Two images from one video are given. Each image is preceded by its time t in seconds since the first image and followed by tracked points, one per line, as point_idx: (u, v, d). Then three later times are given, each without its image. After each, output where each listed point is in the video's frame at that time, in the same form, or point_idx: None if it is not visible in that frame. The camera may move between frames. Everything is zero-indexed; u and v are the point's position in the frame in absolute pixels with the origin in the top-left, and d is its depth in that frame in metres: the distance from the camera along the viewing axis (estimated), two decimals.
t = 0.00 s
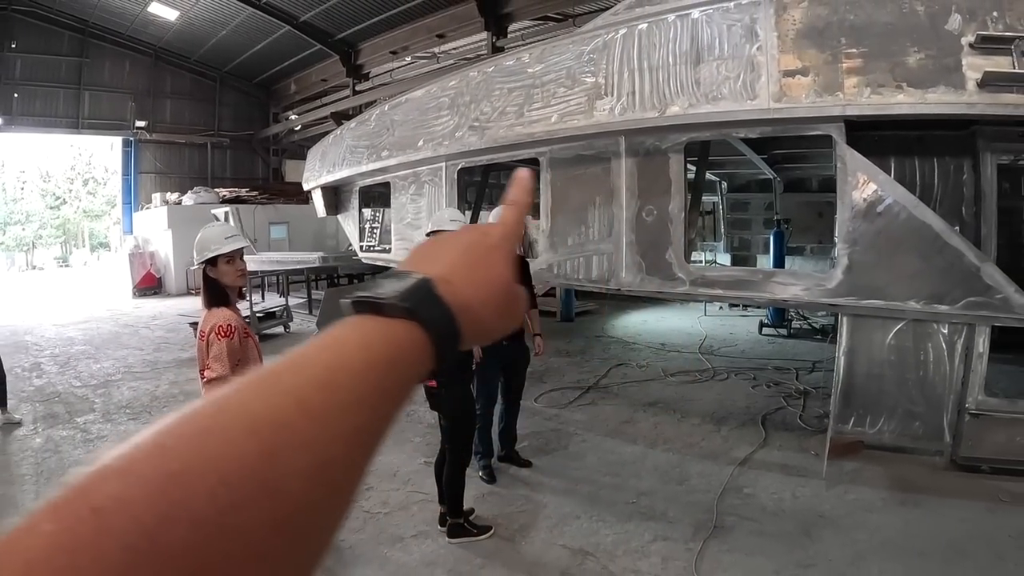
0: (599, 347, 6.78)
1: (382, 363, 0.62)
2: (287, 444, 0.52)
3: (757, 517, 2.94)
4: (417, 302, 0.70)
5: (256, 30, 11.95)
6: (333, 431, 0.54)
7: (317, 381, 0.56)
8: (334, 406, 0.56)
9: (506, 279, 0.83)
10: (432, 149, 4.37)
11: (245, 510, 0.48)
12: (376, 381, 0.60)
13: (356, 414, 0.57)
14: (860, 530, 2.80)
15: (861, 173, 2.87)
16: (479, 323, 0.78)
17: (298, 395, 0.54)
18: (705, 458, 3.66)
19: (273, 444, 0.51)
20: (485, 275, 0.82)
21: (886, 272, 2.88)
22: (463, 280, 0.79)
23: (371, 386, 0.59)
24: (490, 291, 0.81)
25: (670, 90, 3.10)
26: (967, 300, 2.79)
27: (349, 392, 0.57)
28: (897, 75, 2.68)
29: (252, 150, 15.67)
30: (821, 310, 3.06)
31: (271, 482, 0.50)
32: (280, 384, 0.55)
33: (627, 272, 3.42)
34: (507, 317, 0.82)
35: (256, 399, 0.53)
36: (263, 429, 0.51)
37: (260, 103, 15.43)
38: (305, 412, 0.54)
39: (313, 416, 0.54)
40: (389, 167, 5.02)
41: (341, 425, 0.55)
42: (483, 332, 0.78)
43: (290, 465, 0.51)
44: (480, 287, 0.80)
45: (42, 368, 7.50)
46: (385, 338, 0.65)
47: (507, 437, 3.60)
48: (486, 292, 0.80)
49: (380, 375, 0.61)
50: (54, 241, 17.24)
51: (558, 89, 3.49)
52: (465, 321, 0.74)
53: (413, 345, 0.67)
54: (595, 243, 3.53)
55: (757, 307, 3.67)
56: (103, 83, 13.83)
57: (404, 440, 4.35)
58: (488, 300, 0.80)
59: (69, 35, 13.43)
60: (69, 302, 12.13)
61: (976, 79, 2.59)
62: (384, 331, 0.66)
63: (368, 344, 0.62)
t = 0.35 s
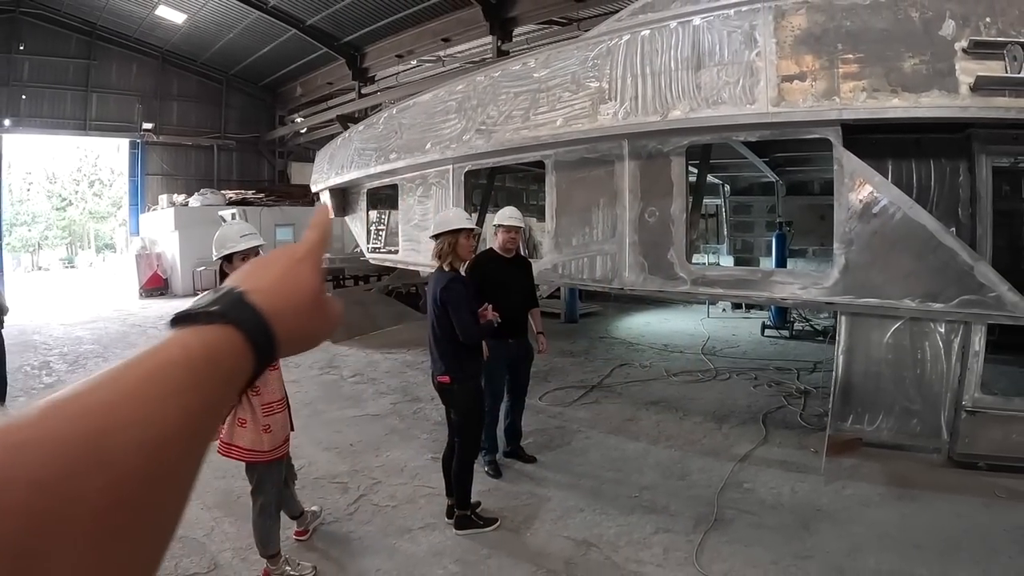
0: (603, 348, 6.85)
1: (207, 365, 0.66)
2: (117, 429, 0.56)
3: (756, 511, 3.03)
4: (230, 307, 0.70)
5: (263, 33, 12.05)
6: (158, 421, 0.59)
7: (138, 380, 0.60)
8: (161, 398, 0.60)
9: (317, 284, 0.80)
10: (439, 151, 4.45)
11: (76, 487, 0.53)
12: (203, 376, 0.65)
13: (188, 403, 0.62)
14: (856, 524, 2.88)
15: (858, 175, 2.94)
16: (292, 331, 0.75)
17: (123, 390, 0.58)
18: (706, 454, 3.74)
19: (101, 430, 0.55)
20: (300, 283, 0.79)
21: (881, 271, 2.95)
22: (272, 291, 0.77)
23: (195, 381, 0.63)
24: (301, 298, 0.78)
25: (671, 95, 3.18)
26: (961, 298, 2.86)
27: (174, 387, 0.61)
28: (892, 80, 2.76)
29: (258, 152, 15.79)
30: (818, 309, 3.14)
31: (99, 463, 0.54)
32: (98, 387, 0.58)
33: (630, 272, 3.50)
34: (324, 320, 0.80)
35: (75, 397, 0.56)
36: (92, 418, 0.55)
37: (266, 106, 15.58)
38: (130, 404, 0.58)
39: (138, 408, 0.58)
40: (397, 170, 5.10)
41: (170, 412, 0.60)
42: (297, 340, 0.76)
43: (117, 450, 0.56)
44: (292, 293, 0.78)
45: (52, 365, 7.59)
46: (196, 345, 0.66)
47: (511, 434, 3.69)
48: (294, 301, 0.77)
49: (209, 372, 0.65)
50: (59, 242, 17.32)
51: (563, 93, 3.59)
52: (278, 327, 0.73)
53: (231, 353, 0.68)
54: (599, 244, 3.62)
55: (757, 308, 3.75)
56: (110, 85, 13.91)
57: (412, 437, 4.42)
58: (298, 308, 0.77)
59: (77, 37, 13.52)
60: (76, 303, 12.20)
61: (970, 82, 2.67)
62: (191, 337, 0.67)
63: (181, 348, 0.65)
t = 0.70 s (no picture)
0: (610, 349, 6.88)
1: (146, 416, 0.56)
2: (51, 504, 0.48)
3: (763, 510, 3.06)
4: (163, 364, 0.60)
5: (270, 34, 12.10)
6: (92, 490, 0.50)
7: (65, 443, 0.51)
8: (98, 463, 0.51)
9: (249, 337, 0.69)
10: (449, 153, 4.49)
11: None
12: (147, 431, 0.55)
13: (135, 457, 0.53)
14: (862, 523, 2.91)
15: (864, 178, 2.98)
16: (228, 392, 0.65)
17: (46, 461, 0.49)
18: (713, 454, 3.78)
19: (23, 512, 0.47)
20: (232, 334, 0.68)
21: (887, 273, 2.98)
22: (202, 347, 0.66)
23: (136, 439, 0.54)
24: (234, 353, 0.67)
25: (680, 98, 3.22)
26: (966, 300, 2.89)
27: (112, 446, 0.52)
28: (898, 84, 2.78)
29: (264, 152, 15.85)
30: (825, 311, 3.17)
31: (27, 552, 0.47)
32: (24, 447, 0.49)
33: (639, 273, 3.53)
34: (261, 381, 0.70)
35: None
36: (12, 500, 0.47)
37: (272, 107, 15.66)
38: (59, 475, 0.49)
39: (71, 477, 0.50)
40: (406, 171, 5.14)
41: (108, 476, 0.51)
42: (234, 401, 0.66)
43: (44, 532, 0.47)
44: (223, 349, 0.67)
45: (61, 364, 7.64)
46: (128, 411, 0.56)
47: (520, 433, 3.74)
48: (225, 356, 0.66)
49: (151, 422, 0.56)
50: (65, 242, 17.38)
51: (572, 96, 3.63)
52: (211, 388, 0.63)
53: (168, 416, 0.58)
54: (608, 246, 3.66)
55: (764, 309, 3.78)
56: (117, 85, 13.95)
57: (421, 437, 4.46)
58: (232, 365, 0.66)
59: (83, 38, 13.55)
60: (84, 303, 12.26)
61: (975, 86, 2.69)
62: (120, 401, 0.56)
63: (114, 411, 0.55)
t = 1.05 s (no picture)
0: (617, 350, 6.87)
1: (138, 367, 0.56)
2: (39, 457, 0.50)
3: (775, 513, 3.05)
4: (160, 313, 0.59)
5: (276, 34, 12.11)
6: (82, 445, 0.51)
7: (52, 394, 0.52)
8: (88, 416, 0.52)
9: (251, 288, 0.68)
10: (458, 153, 4.48)
11: None
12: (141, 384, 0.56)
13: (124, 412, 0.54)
14: (874, 526, 2.90)
15: (877, 179, 2.96)
16: (228, 341, 0.64)
17: (35, 410, 0.51)
18: (723, 456, 3.76)
19: (12, 463, 0.48)
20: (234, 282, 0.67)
21: (900, 274, 2.97)
22: (202, 298, 0.65)
23: (129, 390, 0.54)
24: (235, 302, 0.66)
25: (691, 99, 3.21)
26: (979, 302, 2.87)
27: (103, 396, 0.53)
28: (911, 84, 2.76)
29: (270, 153, 15.88)
30: (836, 311, 3.16)
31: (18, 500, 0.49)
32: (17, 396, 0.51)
33: (650, 274, 3.53)
34: (264, 333, 0.69)
35: None
36: None
37: (278, 107, 15.69)
38: (50, 426, 0.51)
39: (59, 430, 0.51)
40: (414, 171, 5.14)
41: (98, 429, 0.52)
42: (233, 352, 0.65)
43: (29, 482, 0.49)
44: (223, 297, 0.66)
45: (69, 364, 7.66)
46: (124, 357, 0.56)
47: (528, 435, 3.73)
48: (228, 305, 0.65)
49: (143, 375, 0.56)
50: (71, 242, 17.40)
51: (582, 96, 3.62)
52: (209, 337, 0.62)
53: (164, 366, 0.58)
54: (619, 246, 3.65)
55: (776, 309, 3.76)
56: (123, 85, 13.98)
57: (429, 438, 4.46)
58: (234, 313, 0.65)
59: (90, 38, 13.60)
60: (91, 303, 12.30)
61: (989, 86, 2.67)
62: (114, 348, 0.56)
63: (109, 355, 0.55)
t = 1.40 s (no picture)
0: (621, 351, 6.86)
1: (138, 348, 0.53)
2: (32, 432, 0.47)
3: (779, 515, 3.04)
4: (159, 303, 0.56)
5: (280, 35, 12.14)
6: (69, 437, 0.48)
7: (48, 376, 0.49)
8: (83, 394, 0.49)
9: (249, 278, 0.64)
10: (462, 154, 4.48)
11: None
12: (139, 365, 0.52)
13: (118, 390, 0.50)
14: (879, 528, 2.88)
15: (882, 181, 2.95)
16: (228, 333, 0.60)
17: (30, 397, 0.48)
18: (727, 458, 3.76)
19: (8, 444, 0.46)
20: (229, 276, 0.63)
21: (905, 276, 2.95)
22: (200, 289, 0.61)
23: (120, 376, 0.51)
24: (234, 293, 0.62)
25: (696, 100, 3.20)
26: (984, 304, 2.85)
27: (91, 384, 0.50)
28: (916, 84, 2.75)
29: (275, 153, 15.91)
30: (841, 312, 3.14)
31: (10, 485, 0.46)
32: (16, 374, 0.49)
33: (654, 275, 3.52)
34: (267, 326, 0.64)
35: None
36: None
37: (282, 108, 15.73)
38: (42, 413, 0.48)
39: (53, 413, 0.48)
40: (418, 172, 5.14)
41: (93, 416, 0.49)
42: (235, 345, 0.61)
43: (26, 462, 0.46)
44: (224, 289, 0.62)
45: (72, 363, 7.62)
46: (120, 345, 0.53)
47: (531, 436, 3.73)
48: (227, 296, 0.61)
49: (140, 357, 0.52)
50: (75, 242, 17.41)
51: (586, 97, 3.62)
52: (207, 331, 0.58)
53: (163, 353, 0.54)
54: (623, 247, 3.65)
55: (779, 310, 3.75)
56: (127, 86, 14.02)
57: (433, 439, 4.46)
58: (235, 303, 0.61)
59: (94, 39, 13.64)
60: (95, 303, 12.34)
61: (994, 87, 2.66)
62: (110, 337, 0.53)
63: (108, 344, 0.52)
